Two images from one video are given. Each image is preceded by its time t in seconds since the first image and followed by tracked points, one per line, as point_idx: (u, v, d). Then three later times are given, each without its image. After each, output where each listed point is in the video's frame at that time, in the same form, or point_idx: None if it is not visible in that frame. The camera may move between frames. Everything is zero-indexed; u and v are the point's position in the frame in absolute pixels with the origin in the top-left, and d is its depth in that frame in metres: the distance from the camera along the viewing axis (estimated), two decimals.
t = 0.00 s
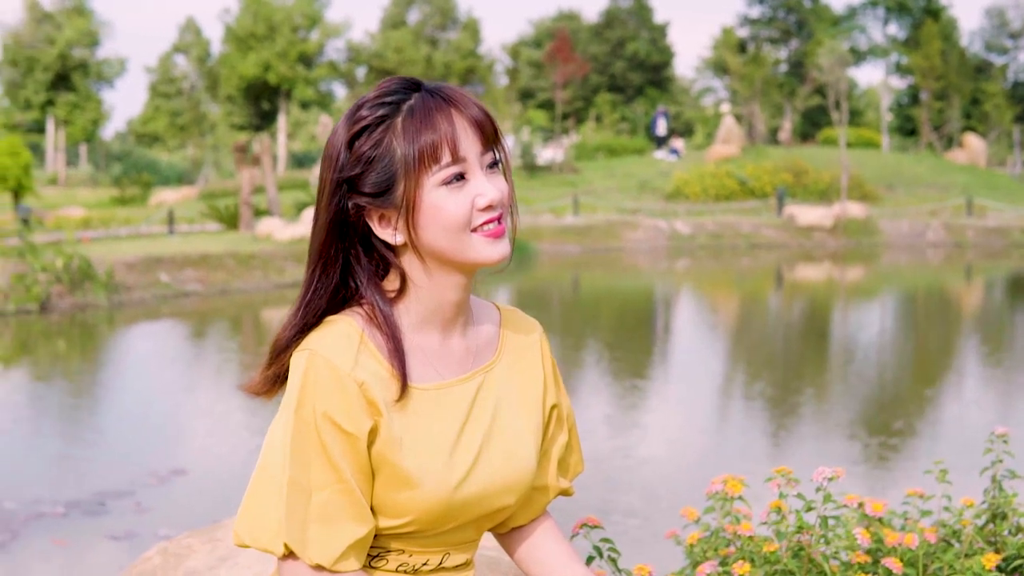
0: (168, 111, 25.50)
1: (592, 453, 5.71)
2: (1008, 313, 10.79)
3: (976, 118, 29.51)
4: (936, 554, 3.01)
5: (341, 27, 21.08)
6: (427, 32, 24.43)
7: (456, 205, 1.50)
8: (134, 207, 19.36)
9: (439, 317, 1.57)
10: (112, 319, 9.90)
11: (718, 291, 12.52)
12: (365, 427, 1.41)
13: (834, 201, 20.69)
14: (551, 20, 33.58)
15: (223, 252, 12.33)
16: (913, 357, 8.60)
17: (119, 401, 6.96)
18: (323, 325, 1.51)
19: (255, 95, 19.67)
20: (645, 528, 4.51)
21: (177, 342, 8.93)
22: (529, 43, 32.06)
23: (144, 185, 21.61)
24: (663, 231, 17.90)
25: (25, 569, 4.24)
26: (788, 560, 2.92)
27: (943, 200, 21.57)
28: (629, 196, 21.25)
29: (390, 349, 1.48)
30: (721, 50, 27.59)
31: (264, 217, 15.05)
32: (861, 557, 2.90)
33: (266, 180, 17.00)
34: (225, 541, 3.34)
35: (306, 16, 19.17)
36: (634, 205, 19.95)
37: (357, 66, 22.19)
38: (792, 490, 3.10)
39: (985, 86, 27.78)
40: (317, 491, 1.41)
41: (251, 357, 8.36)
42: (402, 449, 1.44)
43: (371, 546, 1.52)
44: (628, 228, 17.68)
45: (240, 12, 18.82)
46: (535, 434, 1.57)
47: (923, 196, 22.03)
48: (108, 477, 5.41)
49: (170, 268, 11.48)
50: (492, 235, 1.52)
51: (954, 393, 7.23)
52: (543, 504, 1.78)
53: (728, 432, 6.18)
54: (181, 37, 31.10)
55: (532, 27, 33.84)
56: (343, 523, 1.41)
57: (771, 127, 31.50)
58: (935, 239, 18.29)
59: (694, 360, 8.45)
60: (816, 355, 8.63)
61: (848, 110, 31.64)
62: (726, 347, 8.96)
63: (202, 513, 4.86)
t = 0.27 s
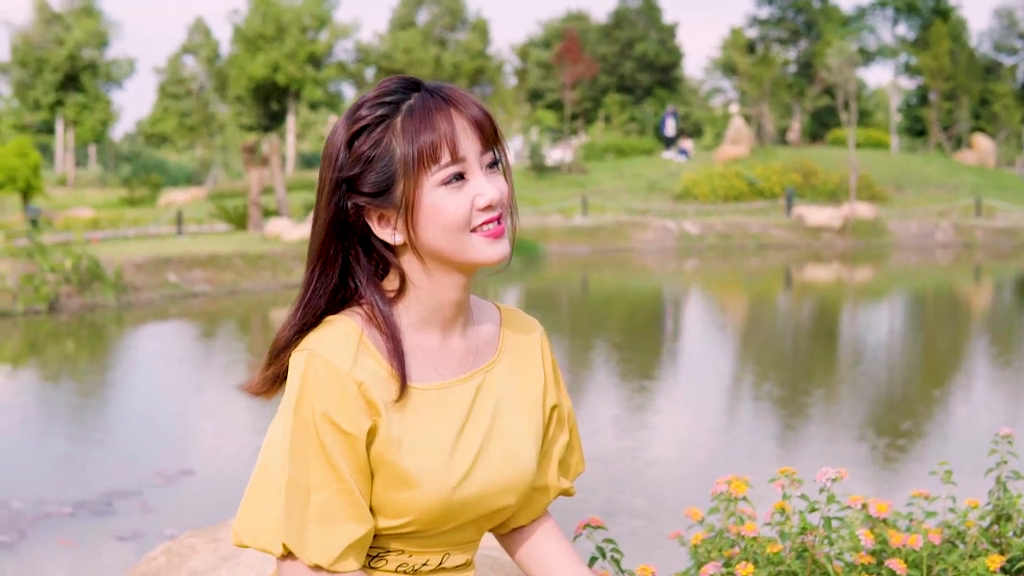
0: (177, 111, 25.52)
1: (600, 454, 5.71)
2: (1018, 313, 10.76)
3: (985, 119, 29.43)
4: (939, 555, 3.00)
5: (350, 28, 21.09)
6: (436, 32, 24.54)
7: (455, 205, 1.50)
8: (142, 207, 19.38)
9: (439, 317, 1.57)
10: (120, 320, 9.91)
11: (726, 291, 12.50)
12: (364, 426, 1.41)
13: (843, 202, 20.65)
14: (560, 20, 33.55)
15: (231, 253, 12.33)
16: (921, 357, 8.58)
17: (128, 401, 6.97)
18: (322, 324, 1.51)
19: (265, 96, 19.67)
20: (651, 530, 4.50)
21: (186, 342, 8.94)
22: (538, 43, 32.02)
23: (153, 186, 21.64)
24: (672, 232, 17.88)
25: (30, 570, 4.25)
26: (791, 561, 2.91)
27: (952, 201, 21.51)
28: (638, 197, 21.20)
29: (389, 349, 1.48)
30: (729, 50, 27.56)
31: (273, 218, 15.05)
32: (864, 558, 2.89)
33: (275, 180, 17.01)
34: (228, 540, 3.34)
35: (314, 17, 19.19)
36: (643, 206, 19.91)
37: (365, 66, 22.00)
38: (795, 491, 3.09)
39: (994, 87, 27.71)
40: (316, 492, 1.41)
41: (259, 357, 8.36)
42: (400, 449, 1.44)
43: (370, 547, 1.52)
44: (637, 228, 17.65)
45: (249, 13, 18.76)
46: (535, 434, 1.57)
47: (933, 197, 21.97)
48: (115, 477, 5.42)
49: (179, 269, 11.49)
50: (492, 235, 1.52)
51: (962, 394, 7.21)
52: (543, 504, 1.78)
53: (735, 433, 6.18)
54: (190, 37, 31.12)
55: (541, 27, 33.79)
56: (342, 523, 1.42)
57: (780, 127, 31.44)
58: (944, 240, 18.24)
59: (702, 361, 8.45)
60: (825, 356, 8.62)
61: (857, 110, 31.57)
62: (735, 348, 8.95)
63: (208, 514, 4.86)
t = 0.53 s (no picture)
0: (191, 112, 25.60)
1: (611, 454, 5.70)
2: None
3: (999, 119, 29.32)
4: (947, 556, 2.98)
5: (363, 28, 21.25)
6: (449, 34, 24.73)
7: (456, 204, 1.50)
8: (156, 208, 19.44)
9: (440, 316, 1.57)
10: (133, 320, 9.95)
11: (739, 291, 12.53)
12: (364, 426, 1.41)
13: (857, 202, 20.61)
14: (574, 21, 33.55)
15: (244, 253, 12.37)
16: (935, 359, 8.55)
17: (141, 400, 6.99)
18: (324, 323, 1.51)
19: (277, 96, 20.00)
20: (661, 531, 4.50)
21: (199, 343, 8.96)
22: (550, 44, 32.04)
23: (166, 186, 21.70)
24: (685, 233, 17.86)
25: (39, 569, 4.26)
26: (797, 561, 2.91)
27: (965, 201, 21.43)
28: (652, 197, 21.18)
29: (391, 348, 1.48)
30: (743, 51, 27.58)
31: (287, 218, 15.08)
32: (870, 558, 2.89)
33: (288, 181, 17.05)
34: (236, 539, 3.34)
35: (328, 17, 19.19)
36: (656, 206, 19.89)
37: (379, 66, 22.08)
38: (802, 490, 3.08)
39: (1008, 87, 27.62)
40: (316, 491, 1.41)
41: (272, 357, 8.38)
42: (400, 448, 1.44)
43: (371, 546, 1.52)
44: (650, 229, 17.64)
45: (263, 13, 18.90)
46: (538, 434, 1.57)
47: (946, 197, 21.89)
48: (127, 477, 5.43)
49: (192, 269, 11.52)
50: (493, 233, 1.52)
51: (975, 395, 7.18)
52: (546, 503, 1.78)
53: (745, 433, 6.17)
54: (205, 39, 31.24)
55: (553, 28, 33.82)
56: (342, 521, 1.42)
57: (794, 128, 31.41)
58: (957, 241, 18.21)
59: (715, 361, 8.44)
60: (838, 357, 8.60)
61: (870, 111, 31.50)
62: (748, 348, 8.94)
63: (219, 514, 4.87)
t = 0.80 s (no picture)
0: (204, 112, 25.66)
1: (621, 454, 5.69)
2: None
3: (1013, 119, 29.18)
4: (953, 556, 2.97)
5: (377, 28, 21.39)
6: (462, 33, 24.97)
7: (457, 201, 1.50)
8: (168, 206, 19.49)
9: (441, 314, 1.57)
10: (145, 318, 9.98)
11: (751, 291, 12.51)
12: (364, 423, 1.41)
13: (870, 202, 20.56)
14: (587, 21, 33.56)
15: (256, 252, 12.38)
16: (949, 359, 8.52)
17: (152, 399, 7.00)
18: (324, 321, 1.51)
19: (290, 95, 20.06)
20: (670, 531, 4.48)
21: (211, 341, 8.98)
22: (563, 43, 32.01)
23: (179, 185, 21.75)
24: (697, 232, 17.82)
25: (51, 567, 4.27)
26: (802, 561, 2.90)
27: (979, 201, 21.35)
28: (664, 197, 21.15)
29: (391, 346, 1.48)
30: (756, 50, 27.57)
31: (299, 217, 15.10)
32: (875, 558, 2.88)
33: (301, 180, 17.08)
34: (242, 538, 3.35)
35: (341, 17, 19.28)
36: (669, 206, 19.86)
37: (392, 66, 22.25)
38: (807, 490, 3.07)
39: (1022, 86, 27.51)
40: (315, 488, 1.41)
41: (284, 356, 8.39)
42: (400, 445, 1.44)
43: (372, 543, 1.52)
44: (662, 228, 17.62)
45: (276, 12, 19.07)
46: (538, 432, 1.57)
47: (960, 197, 21.81)
48: (137, 476, 5.44)
49: (204, 268, 11.54)
50: (493, 231, 1.52)
51: (988, 396, 7.15)
52: (548, 501, 1.77)
53: (754, 433, 6.16)
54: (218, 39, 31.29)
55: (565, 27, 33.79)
56: (341, 518, 1.42)
57: (807, 128, 31.33)
58: (971, 240, 18.16)
59: (726, 361, 8.41)
60: (851, 357, 8.58)
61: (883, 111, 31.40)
62: (760, 348, 8.91)
63: (229, 513, 4.87)
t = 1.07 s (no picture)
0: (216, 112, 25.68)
1: (631, 454, 5.69)
2: None
3: None
4: (959, 555, 2.96)
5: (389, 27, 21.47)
6: (473, 32, 25.04)
7: (458, 199, 1.50)
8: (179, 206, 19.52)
9: (443, 311, 1.57)
10: (156, 317, 9.99)
11: (762, 291, 12.47)
12: (365, 420, 1.41)
13: (881, 202, 20.49)
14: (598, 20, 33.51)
15: (267, 251, 12.39)
16: (961, 359, 8.49)
17: (163, 399, 7.00)
18: (326, 319, 1.51)
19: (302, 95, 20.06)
20: (679, 532, 4.46)
21: (222, 341, 8.99)
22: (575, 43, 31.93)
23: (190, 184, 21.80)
24: (708, 232, 17.78)
25: (60, 567, 4.27)
26: (808, 561, 2.90)
27: (991, 201, 21.25)
28: (676, 197, 21.12)
29: (393, 344, 1.48)
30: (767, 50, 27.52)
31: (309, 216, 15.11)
32: (881, 558, 2.87)
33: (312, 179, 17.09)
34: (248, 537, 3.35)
35: (352, 17, 19.23)
36: (680, 206, 19.81)
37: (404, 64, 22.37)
38: (812, 490, 3.06)
39: None
40: (317, 486, 1.41)
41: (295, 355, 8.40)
42: (402, 444, 1.44)
43: (374, 542, 1.51)
44: (673, 228, 17.58)
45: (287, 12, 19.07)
46: (540, 431, 1.57)
47: (972, 196, 21.71)
48: (147, 475, 5.45)
49: (215, 267, 11.56)
50: (495, 229, 1.52)
51: (1000, 396, 7.11)
52: (551, 500, 1.77)
53: (765, 433, 6.14)
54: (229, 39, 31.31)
55: (577, 26, 33.74)
56: (344, 517, 1.41)
57: (818, 127, 31.21)
58: (982, 240, 18.10)
59: (738, 361, 8.40)
60: (861, 356, 8.55)
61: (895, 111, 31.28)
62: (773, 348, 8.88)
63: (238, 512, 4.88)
